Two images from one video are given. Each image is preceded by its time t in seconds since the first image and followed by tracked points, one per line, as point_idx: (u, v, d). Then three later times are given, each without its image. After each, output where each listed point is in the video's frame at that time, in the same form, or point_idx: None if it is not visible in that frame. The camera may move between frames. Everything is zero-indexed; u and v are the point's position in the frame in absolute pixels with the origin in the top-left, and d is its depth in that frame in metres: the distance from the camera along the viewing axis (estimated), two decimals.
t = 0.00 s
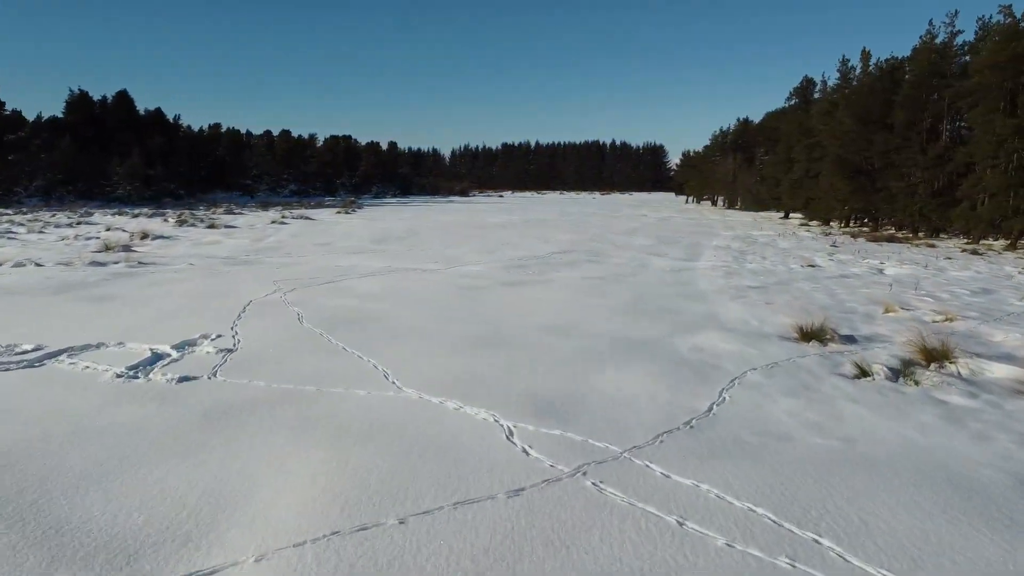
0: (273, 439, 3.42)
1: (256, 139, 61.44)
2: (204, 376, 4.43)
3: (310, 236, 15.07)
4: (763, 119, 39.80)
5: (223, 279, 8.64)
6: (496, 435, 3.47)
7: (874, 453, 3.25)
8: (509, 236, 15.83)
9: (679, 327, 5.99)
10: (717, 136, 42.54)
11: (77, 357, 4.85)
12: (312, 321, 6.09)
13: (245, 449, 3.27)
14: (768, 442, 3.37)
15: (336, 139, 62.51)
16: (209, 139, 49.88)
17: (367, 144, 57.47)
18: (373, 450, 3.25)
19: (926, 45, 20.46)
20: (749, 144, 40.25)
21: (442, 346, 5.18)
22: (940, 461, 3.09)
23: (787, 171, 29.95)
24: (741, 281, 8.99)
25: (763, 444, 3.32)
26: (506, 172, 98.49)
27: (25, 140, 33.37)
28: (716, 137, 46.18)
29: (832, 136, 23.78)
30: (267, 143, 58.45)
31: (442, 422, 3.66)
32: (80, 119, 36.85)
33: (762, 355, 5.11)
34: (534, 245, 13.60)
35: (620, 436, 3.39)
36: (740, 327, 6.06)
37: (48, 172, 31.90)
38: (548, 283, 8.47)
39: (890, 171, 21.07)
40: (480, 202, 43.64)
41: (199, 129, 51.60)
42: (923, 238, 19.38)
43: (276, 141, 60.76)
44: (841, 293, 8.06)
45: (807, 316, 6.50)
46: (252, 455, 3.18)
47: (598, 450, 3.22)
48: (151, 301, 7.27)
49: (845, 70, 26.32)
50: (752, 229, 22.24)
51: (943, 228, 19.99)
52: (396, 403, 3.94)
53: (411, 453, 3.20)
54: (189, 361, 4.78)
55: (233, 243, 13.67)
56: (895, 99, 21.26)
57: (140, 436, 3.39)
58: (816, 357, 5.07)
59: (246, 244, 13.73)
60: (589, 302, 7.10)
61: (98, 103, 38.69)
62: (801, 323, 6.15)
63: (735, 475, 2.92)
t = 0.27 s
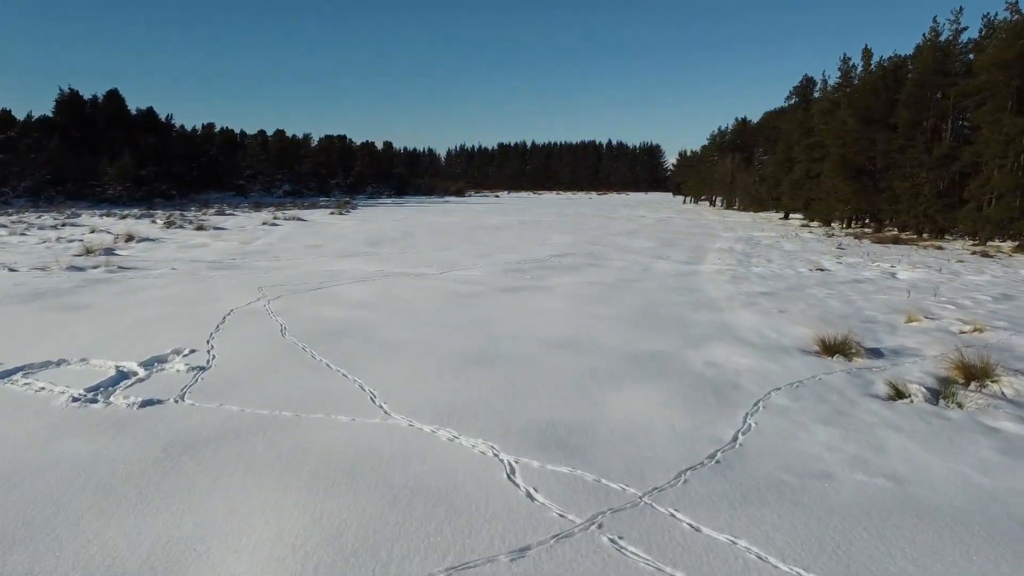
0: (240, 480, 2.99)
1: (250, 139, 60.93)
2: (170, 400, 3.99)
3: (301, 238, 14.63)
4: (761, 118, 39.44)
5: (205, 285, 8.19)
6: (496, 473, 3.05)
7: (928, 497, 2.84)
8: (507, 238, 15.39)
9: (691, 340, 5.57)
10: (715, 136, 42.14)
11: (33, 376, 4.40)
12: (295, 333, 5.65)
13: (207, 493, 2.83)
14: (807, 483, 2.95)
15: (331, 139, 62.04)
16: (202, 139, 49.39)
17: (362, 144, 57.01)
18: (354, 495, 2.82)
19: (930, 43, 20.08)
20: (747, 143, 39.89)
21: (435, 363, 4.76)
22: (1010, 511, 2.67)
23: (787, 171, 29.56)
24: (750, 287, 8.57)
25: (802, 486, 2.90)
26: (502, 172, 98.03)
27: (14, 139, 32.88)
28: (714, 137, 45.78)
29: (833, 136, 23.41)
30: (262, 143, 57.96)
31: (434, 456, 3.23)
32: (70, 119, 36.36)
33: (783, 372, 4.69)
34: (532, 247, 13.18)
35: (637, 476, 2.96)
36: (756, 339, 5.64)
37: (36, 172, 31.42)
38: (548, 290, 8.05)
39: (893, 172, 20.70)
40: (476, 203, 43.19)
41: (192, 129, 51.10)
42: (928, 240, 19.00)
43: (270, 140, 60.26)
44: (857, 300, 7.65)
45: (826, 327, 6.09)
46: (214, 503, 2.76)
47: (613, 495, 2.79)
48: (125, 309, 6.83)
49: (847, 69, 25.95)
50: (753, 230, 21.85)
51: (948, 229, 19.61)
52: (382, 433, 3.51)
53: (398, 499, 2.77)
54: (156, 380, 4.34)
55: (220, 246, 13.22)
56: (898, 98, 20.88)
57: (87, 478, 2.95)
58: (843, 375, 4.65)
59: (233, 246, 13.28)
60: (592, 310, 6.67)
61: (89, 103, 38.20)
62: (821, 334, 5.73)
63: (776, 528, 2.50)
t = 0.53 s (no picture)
0: (200, 536, 2.55)
1: (248, 139, 60.52)
2: (131, 431, 3.55)
3: (295, 241, 14.22)
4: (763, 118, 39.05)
5: (189, 292, 7.76)
6: (498, 525, 2.62)
7: (1010, 558, 2.40)
8: (507, 240, 14.97)
9: (707, 355, 5.15)
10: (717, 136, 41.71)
11: None
12: (280, 348, 5.22)
13: (157, 556, 2.40)
14: (863, 539, 2.52)
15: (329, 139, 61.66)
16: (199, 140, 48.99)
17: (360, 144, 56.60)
18: (331, 558, 2.38)
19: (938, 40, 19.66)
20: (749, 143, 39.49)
21: (431, 385, 4.33)
22: None
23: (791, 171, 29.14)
24: (763, 294, 8.15)
25: (858, 545, 2.47)
26: (501, 172, 97.57)
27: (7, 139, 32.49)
28: (715, 136, 45.34)
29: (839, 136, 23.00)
30: (259, 143, 57.53)
31: (428, 502, 2.80)
32: (64, 119, 35.97)
33: (812, 394, 4.28)
34: (534, 251, 12.76)
35: (664, 532, 2.53)
36: (778, 354, 5.21)
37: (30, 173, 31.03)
38: (551, 297, 7.64)
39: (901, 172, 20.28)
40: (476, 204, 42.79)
41: (189, 129, 50.69)
42: (938, 242, 18.58)
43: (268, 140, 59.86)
44: (879, 309, 7.22)
45: (852, 340, 5.66)
46: (166, 568, 2.32)
47: (637, 558, 2.36)
48: (100, 320, 6.39)
49: (852, 67, 25.54)
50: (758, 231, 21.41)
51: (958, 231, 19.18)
52: (368, 473, 3.08)
53: (382, 564, 2.34)
54: (120, 406, 3.90)
55: (211, 249, 12.80)
56: (906, 97, 20.45)
57: (19, 535, 2.52)
58: (880, 397, 4.21)
59: (224, 249, 12.85)
60: (599, 321, 6.25)
61: (84, 102, 37.77)
62: (848, 349, 5.29)
63: None
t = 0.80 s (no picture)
0: None
1: (246, 139, 60.09)
2: (82, 470, 3.10)
3: (290, 244, 13.81)
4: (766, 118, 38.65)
5: (171, 301, 7.33)
6: None
7: None
8: (508, 244, 14.55)
9: (727, 373, 4.72)
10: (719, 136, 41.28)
11: None
12: (262, 366, 4.79)
13: None
14: None
15: (328, 139, 61.23)
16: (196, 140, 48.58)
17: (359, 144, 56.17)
18: None
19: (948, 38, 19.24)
20: (752, 144, 39.09)
21: (426, 410, 3.90)
22: None
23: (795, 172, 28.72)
24: (778, 302, 7.73)
25: None
26: (501, 172, 97.13)
27: None
28: (717, 137, 44.90)
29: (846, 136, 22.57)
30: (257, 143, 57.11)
31: (417, 567, 2.36)
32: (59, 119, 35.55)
33: (848, 420, 3.86)
34: (535, 254, 12.34)
35: None
36: (805, 372, 4.78)
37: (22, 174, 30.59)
38: (554, 306, 7.21)
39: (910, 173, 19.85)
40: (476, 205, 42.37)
41: (186, 129, 50.26)
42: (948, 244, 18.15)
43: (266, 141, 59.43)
44: (904, 319, 6.79)
45: (882, 355, 5.23)
46: None
47: None
48: (72, 332, 5.95)
49: (858, 66, 25.13)
50: (764, 233, 20.98)
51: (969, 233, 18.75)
52: (351, 524, 2.65)
53: None
54: (77, 437, 3.47)
55: (201, 252, 12.38)
56: (915, 96, 20.03)
57: None
58: (925, 425, 3.78)
59: (215, 253, 12.42)
60: (608, 334, 5.81)
61: (79, 103, 37.38)
62: (880, 366, 4.87)
63: None
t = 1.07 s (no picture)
0: None
1: (244, 139, 59.73)
2: (18, 521, 2.68)
3: (284, 247, 13.40)
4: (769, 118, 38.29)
5: (152, 310, 6.91)
6: None
7: None
8: (509, 246, 14.14)
9: (751, 394, 4.30)
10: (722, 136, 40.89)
11: None
12: (241, 387, 4.36)
13: None
14: None
15: (326, 139, 60.87)
16: (194, 141, 48.25)
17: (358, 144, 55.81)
18: None
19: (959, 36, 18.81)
20: (755, 144, 38.75)
21: (420, 441, 3.47)
22: None
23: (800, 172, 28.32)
24: (795, 310, 7.32)
25: None
26: (501, 172, 96.74)
27: None
28: (719, 136, 44.50)
29: (854, 136, 22.16)
30: (256, 143, 56.73)
31: None
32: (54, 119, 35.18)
33: (892, 453, 3.44)
34: (537, 258, 11.93)
35: None
36: (838, 394, 4.35)
37: (15, 174, 30.21)
38: (559, 315, 6.79)
39: (920, 173, 19.43)
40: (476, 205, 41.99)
41: (184, 129, 49.90)
42: (959, 246, 17.73)
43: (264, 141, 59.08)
44: (932, 330, 6.36)
45: (918, 372, 4.79)
46: None
47: None
48: (41, 345, 5.53)
49: (865, 65, 24.72)
50: (770, 235, 20.58)
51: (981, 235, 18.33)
52: None
53: None
54: (19, 477, 3.03)
55: (192, 256, 11.97)
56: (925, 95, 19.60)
57: None
58: (984, 459, 3.35)
59: (206, 256, 12.01)
60: (618, 347, 5.39)
61: (75, 103, 37.00)
62: (919, 386, 4.44)
63: None
